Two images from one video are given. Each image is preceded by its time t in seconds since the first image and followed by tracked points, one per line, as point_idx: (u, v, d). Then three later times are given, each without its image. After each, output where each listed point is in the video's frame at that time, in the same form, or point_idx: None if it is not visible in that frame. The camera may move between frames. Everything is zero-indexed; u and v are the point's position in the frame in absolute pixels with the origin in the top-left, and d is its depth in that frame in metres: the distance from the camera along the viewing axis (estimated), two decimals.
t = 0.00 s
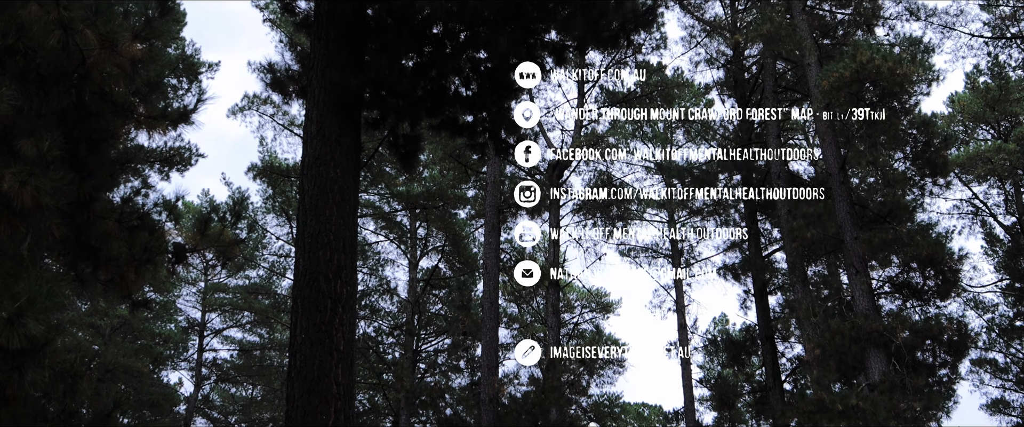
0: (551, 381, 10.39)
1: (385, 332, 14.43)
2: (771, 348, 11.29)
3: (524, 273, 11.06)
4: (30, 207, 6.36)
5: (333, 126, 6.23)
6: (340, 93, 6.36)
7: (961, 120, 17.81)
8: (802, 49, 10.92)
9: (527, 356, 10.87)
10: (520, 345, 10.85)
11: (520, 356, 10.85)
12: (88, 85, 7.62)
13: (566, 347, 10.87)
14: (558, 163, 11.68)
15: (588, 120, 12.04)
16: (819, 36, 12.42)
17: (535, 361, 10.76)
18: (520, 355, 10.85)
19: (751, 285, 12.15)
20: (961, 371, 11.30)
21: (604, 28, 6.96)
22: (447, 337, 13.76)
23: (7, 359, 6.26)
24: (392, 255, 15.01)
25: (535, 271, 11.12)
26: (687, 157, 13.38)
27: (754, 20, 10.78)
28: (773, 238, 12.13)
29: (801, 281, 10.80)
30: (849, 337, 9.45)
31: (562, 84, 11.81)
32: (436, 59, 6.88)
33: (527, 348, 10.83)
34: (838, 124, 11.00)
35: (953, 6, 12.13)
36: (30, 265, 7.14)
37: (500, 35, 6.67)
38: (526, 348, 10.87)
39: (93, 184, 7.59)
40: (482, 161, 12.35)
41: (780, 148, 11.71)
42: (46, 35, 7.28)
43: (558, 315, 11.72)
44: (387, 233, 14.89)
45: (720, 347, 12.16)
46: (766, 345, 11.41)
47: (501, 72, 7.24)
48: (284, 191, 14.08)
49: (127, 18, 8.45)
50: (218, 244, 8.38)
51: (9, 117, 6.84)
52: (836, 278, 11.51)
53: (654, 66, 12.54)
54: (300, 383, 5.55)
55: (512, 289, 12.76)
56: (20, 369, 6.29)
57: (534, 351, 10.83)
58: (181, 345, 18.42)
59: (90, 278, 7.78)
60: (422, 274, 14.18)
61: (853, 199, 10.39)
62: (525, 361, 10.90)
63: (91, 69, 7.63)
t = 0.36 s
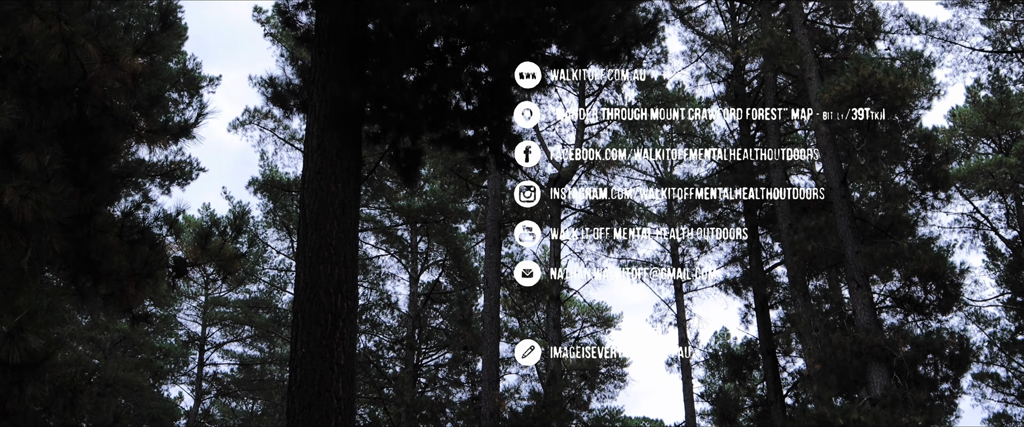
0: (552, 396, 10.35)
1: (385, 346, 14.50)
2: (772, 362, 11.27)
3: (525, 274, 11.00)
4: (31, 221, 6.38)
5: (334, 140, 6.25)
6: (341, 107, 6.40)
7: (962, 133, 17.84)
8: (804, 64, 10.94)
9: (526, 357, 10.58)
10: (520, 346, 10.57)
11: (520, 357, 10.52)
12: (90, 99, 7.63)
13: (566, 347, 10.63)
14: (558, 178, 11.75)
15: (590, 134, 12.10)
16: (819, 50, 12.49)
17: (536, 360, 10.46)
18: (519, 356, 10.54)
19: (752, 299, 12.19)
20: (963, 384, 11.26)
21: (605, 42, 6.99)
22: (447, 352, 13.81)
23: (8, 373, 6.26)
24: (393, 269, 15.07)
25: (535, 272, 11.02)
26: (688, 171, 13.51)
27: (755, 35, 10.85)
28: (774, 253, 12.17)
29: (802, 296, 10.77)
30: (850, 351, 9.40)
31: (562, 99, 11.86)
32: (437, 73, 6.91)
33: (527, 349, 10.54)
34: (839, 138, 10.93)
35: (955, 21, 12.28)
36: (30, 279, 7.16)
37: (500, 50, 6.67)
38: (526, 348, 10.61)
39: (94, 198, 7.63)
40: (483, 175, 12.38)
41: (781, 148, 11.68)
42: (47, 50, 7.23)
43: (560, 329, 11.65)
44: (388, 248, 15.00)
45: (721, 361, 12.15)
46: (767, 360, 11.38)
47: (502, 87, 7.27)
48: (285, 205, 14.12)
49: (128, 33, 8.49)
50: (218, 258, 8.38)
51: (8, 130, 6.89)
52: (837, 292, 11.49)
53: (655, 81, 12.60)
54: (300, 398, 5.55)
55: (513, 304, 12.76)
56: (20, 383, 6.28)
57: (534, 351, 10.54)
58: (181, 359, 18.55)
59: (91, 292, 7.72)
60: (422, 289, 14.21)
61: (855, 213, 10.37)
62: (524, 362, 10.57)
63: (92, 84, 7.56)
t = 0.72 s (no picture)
0: (551, 409, 10.32)
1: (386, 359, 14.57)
2: (773, 374, 11.24)
3: (524, 275, 10.89)
4: (31, 233, 6.42)
5: (334, 152, 6.28)
6: (341, 119, 6.41)
7: (963, 146, 17.85)
8: (804, 76, 10.95)
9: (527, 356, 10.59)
10: (521, 346, 10.60)
11: (521, 356, 10.53)
12: (91, 111, 7.72)
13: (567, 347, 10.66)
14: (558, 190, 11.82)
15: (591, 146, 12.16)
16: (820, 62, 12.55)
17: (537, 359, 10.47)
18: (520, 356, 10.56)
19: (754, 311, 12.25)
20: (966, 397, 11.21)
21: (605, 54, 7.00)
22: (448, 364, 13.92)
23: (7, 385, 6.27)
24: (394, 281, 15.14)
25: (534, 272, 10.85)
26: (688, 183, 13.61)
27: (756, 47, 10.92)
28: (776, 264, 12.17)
29: (803, 308, 10.75)
30: (851, 363, 9.37)
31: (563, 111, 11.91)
32: (438, 85, 6.92)
33: (527, 348, 10.57)
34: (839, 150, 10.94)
35: (954, 33, 12.36)
36: (31, 292, 7.18)
37: (500, 62, 6.74)
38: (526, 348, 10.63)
39: (95, 210, 7.65)
40: (483, 187, 12.42)
41: (782, 147, 11.50)
42: (48, 62, 7.29)
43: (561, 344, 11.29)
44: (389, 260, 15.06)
45: (723, 373, 12.14)
46: (768, 372, 11.37)
47: (503, 99, 7.28)
48: (286, 217, 14.16)
49: (129, 46, 8.52)
50: (218, 270, 8.37)
51: (9, 142, 6.89)
52: (838, 304, 11.48)
53: (656, 94, 12.64)
54: (300, 410, 5.54)
55: (513, 316, 12.76)
56: (20, 396, 6.29)
57: (534, 351, 10.55)
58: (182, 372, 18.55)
59: (91, 305, 7.74)
60: (423, 301, 14.29)
61: (855, 225, 10.37)
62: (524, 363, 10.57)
63: (92, 96, 7.61)
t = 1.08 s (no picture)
0: (551, 422, 10.30)
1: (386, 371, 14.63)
2: (774, 387, 11.22)
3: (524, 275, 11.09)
4: (32, 245, 6.45)
5: (336, 165, 6.31)
6: (343, 132, 6.46)
7: (963, 158, 17.89)
8: (804, 88, 10.99)
9: (527, 356, 10.72)
10: (521, 346, 10.70)
11: (521, 357, 10.65)
12: (92, 123, 7.70)
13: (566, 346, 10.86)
14: (559, 202, 11.87)
15: (591, 160, 12.19)
16: (820, 75, 12.61)
17: (537, 359, 10.63)
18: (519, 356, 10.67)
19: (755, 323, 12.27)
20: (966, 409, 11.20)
21: (606, 67, 7.04)
22: (448, 376, 14.00)
23: (8, 397, 6.28)
24: (395, 294, 15.22)
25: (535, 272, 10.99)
26: (688, 196, 13.66)
27: (756, 60, 10.98)
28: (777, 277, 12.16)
29: (804, 320, 10.75)
30: (851, 375, 9.36)
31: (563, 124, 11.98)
32: (439, 98, 6.96)
33: (527, 348, 10.71)
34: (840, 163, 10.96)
35: (954, 46, 12.44)
36: (31, 304, 7.17)
37: (501, 74, 6.78)
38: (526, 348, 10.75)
39: (96, 223, 7.67)
40: (484, 199, 12.45)
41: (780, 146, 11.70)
42: (49, 75, 7.34)
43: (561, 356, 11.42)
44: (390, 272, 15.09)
45: (723, 386, 12.14)
46: (768, 384, 11.35)
47: (504, 112, 7.30)
48: (287, 229, 14.21)
49: (131, 59, 8.58)
50: (218, 281, 8.29)
51: (10, 155, 6.91)
52: (839, 316, 11.47)
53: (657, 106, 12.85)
54: (301, 423, 5.53)
55: (514, 328, 12.77)
56: (21, 408, 6.31)
57: (534, 350, 10.70)
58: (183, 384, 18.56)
59: (92, 317, 7.78)
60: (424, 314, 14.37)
61: (856, 237, 10.38)
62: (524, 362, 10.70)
63: (93, 109, 7.63)
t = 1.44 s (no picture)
0: None
1: (388, 385, 14.66)
2: (775, 400, 11.18)
3: (524, 274, 11.05)
4: (32, 258, 6.45)
5: (336, 178, 6.32)
6: (343, 145, 6.47)
7: (964, 171, 17.91)
8: (805, 101, 11.01)
9: (527, 356, 10.69)
10: (521, 347, 10.70)
11: (521, 357, 10.64)
12: (92, 136, 7.74)
13: (566, 348, 10.84)
14: (560, 215, 11.90)
15: (592, 172, 12.27)
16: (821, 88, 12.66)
17: (537, 358, 10.61)
18: (520, 357, 10.67)
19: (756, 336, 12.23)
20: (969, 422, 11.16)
21: (607, 80, 7.06)
22: (449, 389, 14.00)
23: (7, 410, 6.32)
24: (396, 307, 15.25)
25: (534, 270, 10.97)
26: (689, 208, 13.66)
27: (756, 72, 11.01)
28: (778, 290, 12.16)
29: (805, 333, 10.73)
30: (853, 388, 9.32)
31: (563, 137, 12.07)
32: (439, 111, 7.02)
33: (527, 349, 10.69)
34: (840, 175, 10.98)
35: (954, 58, 12.50)
36: (30, 317, 7.19)
37: (502, 87, 6.72)
38: (526, 348, 10.74)
39: (96, 236, 7.66)
40: (485, 212, 12.48)
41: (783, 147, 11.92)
42: (50, 87, 7.40)
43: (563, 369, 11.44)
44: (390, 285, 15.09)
45: (724, 399, 12.07)
46: (769, 398, 11.31)
47: (504, 125, 7.32)
48: (288, 242, 14.22)
49: (132, 71, 8.61)
50: (218, 295, 8.31)
51: (11, 168, 6.88)
52: (841, 329, 11.44)
53: (658, 119, 12.91)
54: None
55: (515, 341, 12.77)
56: (20, 421, 6.31)
57: (534, 351, 10.69)
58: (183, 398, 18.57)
59: (91, 329, 7.79)
60: (425, 327, 14.40)
61: (856, 250, 10.38)
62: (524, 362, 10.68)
63: (94, 121, 7.74)
